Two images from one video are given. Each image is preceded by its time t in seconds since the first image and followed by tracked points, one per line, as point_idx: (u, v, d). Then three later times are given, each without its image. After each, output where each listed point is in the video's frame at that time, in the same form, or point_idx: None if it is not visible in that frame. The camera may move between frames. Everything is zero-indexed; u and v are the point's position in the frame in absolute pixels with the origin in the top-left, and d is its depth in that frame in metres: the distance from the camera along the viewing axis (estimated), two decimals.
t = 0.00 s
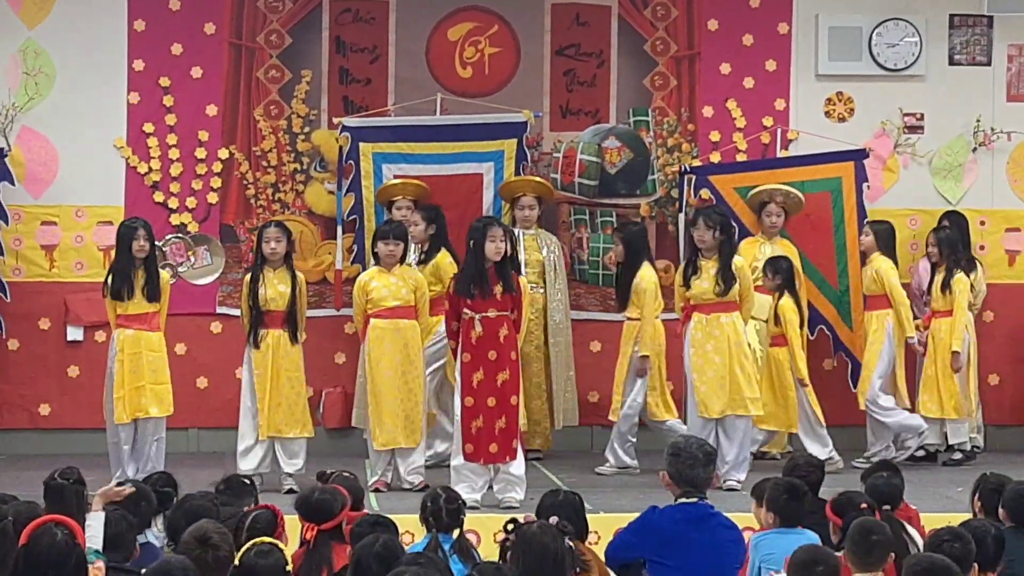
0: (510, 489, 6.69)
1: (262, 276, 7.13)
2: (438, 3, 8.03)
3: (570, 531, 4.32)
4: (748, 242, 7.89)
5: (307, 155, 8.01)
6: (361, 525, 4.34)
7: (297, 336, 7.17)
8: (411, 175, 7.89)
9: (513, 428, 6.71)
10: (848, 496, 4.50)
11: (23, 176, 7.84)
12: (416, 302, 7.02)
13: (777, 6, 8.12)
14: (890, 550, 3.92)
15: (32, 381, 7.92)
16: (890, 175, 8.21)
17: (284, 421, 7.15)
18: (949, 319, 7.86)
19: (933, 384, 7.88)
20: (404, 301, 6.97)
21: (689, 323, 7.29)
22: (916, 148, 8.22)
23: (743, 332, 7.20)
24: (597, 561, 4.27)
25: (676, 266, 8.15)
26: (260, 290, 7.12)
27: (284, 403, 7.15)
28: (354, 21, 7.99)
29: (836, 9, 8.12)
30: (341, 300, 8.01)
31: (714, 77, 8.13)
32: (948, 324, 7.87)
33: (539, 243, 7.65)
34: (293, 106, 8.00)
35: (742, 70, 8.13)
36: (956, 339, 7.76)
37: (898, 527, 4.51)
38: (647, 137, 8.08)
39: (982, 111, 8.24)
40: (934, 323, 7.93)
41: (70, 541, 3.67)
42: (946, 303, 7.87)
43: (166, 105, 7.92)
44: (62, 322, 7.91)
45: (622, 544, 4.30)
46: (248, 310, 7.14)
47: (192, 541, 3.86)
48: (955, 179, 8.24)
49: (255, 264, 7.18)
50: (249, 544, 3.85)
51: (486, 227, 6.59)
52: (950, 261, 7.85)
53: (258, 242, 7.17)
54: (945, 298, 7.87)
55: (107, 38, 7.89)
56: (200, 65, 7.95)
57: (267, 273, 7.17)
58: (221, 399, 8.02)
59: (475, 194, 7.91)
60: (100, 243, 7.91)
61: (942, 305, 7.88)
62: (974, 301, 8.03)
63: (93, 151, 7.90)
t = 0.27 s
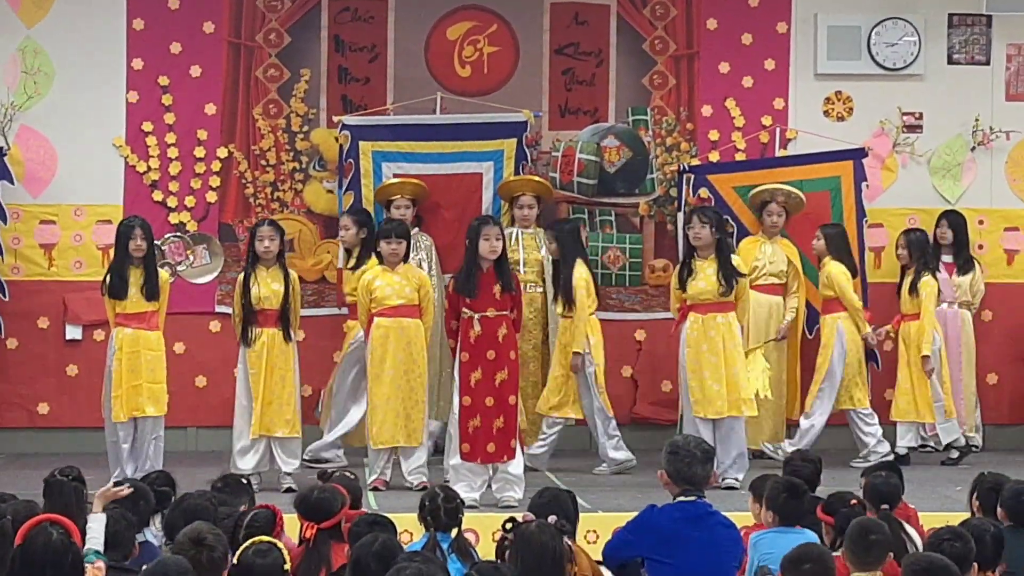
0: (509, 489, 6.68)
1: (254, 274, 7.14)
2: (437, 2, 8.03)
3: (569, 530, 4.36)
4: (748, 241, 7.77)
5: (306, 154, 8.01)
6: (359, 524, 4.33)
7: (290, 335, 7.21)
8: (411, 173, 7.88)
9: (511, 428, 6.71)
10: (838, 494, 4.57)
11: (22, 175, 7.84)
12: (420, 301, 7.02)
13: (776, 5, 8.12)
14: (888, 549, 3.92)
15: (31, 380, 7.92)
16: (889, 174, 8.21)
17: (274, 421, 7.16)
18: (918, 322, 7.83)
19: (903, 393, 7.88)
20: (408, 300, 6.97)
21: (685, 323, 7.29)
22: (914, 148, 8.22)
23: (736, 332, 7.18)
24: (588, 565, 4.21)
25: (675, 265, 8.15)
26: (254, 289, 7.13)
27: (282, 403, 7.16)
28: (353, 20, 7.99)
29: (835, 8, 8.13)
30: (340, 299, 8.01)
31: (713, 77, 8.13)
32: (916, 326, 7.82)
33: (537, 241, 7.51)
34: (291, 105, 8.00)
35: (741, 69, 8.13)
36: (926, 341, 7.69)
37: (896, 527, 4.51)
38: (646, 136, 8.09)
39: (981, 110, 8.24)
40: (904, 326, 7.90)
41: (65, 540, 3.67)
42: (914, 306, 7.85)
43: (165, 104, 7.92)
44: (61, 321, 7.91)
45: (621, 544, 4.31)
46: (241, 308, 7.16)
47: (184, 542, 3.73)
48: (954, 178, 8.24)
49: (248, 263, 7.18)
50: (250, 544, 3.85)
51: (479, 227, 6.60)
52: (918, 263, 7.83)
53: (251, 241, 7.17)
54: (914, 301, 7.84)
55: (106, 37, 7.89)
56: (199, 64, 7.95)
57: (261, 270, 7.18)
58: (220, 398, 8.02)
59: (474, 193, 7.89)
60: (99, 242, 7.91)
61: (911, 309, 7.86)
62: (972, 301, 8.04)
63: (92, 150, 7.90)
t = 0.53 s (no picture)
0: (508, 489, 6.69)
1: (254, 273, 7.14)
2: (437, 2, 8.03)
3: (568, 530, 4.40)
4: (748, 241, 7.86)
5: (305, 153, 8.02)
6: (359, 524, 4.33)
7: (290, 334, 7.22)
8: (409, 173, 7.87)
9: (511, 427, 6.71)
10: (827, 491, 4.51)
11: (21, 174, 7.85)
12: (421, 301, 7.02)
13: (775, 5, 8.12)
14: (887, 549, 3.92)
15: (31, 379, 7.92)
16: (888, 174, 8.21)
17: (277, 421, 7.18)
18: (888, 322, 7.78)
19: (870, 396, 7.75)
20: (409, 299, 6.96)
21: (685, 321, 7.30)
22: (914, 147, 8.21)
23: (737, 332, 7.18)
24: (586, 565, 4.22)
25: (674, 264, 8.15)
26: (254, 288, 7.13)
27: (279, 402, 7.18)
28: (352, 19, 7.99)
29: (835, 7, 8.13)
30: (339, 298, 8.01)
31: (712, 76, 8.13)
32: (888, 325, 7.77)
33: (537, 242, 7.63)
34: (291, 104, 8.00)
35: (740, 69, 8.12)
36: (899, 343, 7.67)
37: (896, 527, 4.51)
38: (646, 136, 8.09)
39: (981, 110, 8.24)
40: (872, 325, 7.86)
41: (63, 540, 3.67)
42: (884, 305, 7.79)
43: (164, 103, 7.93)
44: (61, 320, 7.91)
45: (619, 543, 4.32)
46: (241, 307, 7.16)
47: (185, 545, 3.81)
48: (954, 178, 8.24)
49: (249, 262, 7.18)
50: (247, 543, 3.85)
51: (478, 226, 6.59)
52: (886, 262, 7.78)
53: (251, 239, 7.16)
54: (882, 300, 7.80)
55: (105, 37, 7.89)
56: (199, 64, 7.95)
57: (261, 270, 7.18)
58: (219, 398, 8.02)
59: (473, 192, 7.89)
60: (99, 241, 7.91)
61: (879, 308, 7.81)
62: (971, 301, 8.06)
63: (91, 149, 7.90)
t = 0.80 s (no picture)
0: (507, 487, 6.68)
1: (254, 272, 7.15)
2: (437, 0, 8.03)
3: (567, 529, 4.42)
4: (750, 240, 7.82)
5: (305, 152, 8.02)
6: (360, 522, 4.34)
7: (290, 333, 7.24)
8: (408, 172, 7.88)
9: (511, 426, 6.72)
10: (823, 486, 4.43)
11: (22, 173, 7.85)
12: (421, 300, 7.02)
13: (775, 4, 8.12)
14: (886, 548, 3.92)
15: (31, 377, 7.92)
16: (888, 173, 8.20)
17: (279, 419, 7.19)
18: (852, 327, 7.64)
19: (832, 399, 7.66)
20: (409, 298, 6.96)
21: (690, 320, 7.29)
22: (914, 146, 8.21)
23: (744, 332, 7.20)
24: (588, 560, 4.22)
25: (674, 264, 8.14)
26: (254, 287, 7.14)
27: (278, 401, 7.19)
28: (352, 18, 7.99)
29: (835, 7, 8.12)
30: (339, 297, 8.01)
31: (712, 75, 8.13)
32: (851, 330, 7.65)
33: (535, 241, 7.55)
34: (291, 103, 8.00)
35: (740, 68, 8.12)
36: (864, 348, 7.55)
37: (895, 526, 4.51)
38: (645, 134, 8.09)
39: (981, 109, 8.24)
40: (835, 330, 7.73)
41: (61, 538, 3.67)
42: (849, 310, 7.65)
43: (164, 102, 7.93)
44: (61, 319, 7.91)
45: (618, 542, 4.32)
46: (243, 306, 7.15)
47: (188, 544, 3.87)
48: (954, 177, 8.23)
49: (250, 261, 7.19)
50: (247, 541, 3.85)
51: (478, 226, 6.60)
52: (850, 267, 7.66)
53: (252, 238, 7.17)
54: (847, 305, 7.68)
55: (105, 35, 7.90)
56: (199, 62, 7.95)
57: (261, 269, 7.19)
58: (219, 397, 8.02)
59: (473, 191, 7.89)
60: (99, 240, 7.91)
61: (843, 313, 7.68)
62: (971, 301, 8.06)
63: (91, 148, 7.90)
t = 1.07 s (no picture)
0: (508, 486, 6.67)
1: (255, 270, 7.16)
2: None
3: (569, 528, 4.43)
4: (746, 238, 7.79)
5: (306, 150, 8.02)
6: (361, 520, 4.35)
7: (291, 331, 7.24)
8: (408, 170, 7.87)
9: (511, 424, 6.72)
10: (826, 486, 4.39)
11: (23, 170, 7.86)
12: (422, 298, 7.02)
13: (777, 2, 8.11)
14: (887, 547, 3.92)
15: (31, 374, 7.92)
16: (889, 172, 8.20)
17: (279, 417, 7.19)
18: (813, 319, 7.73)
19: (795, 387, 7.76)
20: (410, 296, 6.96)
21: (687, 318, 7.29)
22: (915, 145, 8.20)
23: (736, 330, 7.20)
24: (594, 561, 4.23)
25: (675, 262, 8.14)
26: (255, 285, 7.14)
27: (277, 399, 7.19)
28: (353, 16, 7.99)
29: (837, 6, 8.12)
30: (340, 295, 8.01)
31: (713, 74, 8.12)
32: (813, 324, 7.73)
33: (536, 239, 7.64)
34: (292, 101, 8.00)
35: (741, 67, 8.12)
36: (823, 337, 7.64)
37: (895, 525, 4.53)
38: (646, 133, 8.09)
39: (982, 108, 8.23)
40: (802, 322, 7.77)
41: (64, 535, 3.67)
42: (813, 302, 7.72)
43: (165, 99, 7.93)
44: (62, 316, 7.92)
45: (618, 541, 4.32)
46: (243, 304, 7.16)
47: (195, 538, 3.88)
48: (955, 176, 8.23)
49: (250, 259, 7.20)
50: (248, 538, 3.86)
51: (479, 224, 6.60)
52: (817, 259, 7.70)
53: (253, 236, 7.18)
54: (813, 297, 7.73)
55: (105, 33, 7.90)
56: (200, 60, 7.95)
57: (261, 267, 7.19)
58: (220, 394, 8.02)
59: (473, 189, 7.89)
60: (99, 238, 7.91)
61: (809, 305, 7.74)
62: (972, 299, 8.07)
63: (92, 145, 7.90)
